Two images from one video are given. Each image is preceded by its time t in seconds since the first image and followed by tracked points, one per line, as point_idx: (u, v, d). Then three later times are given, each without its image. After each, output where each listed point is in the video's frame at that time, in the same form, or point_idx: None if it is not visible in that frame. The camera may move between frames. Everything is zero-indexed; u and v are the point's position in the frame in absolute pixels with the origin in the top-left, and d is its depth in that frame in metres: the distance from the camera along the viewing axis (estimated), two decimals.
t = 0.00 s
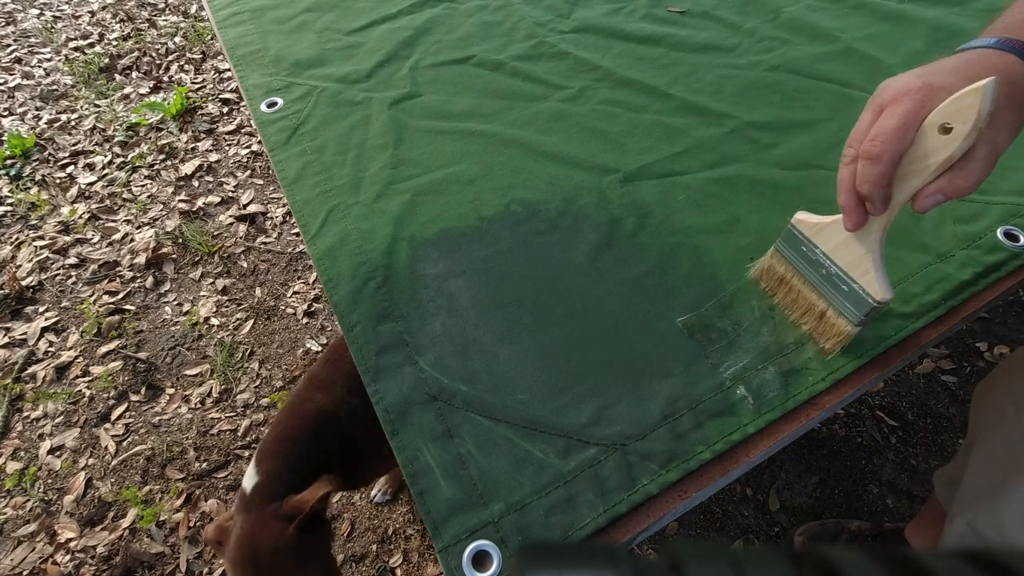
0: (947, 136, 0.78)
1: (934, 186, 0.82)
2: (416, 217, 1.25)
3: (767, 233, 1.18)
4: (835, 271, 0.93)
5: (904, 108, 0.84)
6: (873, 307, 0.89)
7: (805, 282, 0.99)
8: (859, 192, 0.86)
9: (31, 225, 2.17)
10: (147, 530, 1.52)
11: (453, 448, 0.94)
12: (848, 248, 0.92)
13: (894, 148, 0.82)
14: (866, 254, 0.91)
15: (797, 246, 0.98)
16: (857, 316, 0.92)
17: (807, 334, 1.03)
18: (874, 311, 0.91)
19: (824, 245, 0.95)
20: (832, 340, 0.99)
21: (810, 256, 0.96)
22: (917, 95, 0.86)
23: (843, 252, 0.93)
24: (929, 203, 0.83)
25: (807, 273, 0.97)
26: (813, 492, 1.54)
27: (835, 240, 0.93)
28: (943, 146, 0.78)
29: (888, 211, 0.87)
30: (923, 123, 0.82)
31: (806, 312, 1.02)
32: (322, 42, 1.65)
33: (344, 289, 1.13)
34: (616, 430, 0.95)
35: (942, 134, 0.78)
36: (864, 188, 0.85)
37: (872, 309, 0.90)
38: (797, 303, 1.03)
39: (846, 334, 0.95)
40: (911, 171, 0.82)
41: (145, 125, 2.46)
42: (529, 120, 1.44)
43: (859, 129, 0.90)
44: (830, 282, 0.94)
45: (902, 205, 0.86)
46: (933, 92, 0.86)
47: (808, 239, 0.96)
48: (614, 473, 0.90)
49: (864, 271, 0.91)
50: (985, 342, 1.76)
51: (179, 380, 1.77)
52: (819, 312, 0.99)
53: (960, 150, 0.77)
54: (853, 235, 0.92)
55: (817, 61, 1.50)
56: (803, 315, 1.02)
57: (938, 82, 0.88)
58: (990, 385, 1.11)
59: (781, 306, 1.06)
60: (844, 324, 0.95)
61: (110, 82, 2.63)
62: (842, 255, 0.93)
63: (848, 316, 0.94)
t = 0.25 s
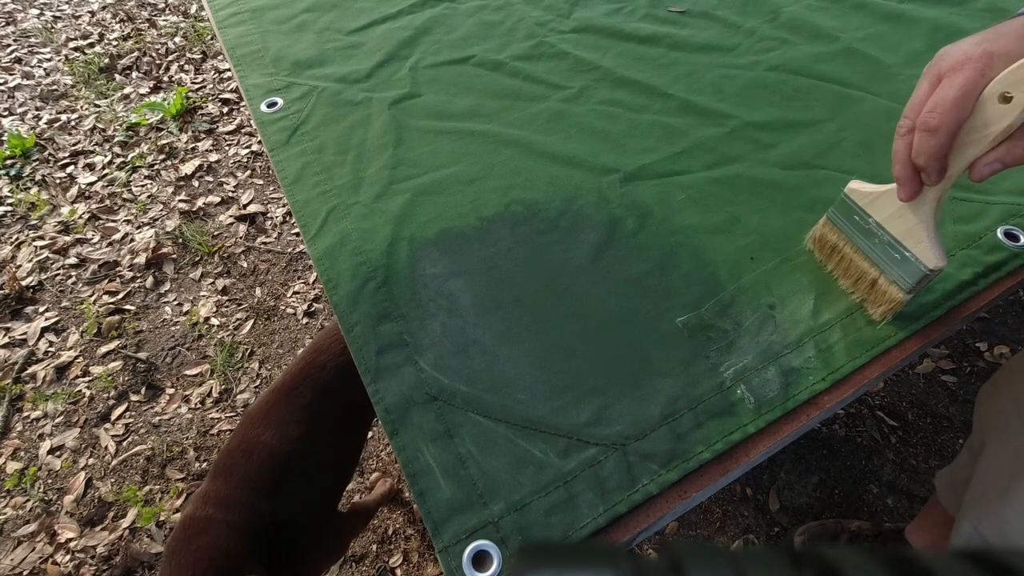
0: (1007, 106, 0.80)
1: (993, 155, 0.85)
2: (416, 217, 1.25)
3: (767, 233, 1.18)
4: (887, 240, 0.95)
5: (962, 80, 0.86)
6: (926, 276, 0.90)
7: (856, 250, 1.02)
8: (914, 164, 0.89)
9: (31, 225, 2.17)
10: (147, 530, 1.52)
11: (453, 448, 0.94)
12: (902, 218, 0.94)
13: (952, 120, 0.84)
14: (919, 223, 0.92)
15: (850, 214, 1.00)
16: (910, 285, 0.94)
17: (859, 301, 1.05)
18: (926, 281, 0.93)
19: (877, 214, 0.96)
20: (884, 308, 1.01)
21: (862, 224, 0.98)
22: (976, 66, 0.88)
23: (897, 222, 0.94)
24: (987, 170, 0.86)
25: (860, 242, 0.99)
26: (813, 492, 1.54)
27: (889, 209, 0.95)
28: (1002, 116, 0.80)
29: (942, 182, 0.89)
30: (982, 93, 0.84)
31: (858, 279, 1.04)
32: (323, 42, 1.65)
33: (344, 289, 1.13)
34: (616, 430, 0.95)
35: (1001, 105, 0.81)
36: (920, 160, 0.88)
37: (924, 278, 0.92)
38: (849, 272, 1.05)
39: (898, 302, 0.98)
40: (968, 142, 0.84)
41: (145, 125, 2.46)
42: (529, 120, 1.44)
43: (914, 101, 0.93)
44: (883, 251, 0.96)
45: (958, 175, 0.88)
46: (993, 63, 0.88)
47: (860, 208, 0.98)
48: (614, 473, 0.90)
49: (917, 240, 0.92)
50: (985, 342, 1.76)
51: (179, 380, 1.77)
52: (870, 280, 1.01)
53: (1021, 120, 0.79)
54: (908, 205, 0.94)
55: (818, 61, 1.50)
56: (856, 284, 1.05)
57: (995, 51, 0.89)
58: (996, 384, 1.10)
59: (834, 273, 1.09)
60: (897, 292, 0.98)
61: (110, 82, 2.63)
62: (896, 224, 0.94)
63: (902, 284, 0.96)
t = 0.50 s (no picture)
0: (958, 177, 0.78)
1: (935, 232, 0.82)
2: (416, 218, 1.25)
3: (767, 233, 1.18)
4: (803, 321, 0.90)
5: (910, 145, 0.83)
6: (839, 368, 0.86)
7: (759, 333, 0.96)
8: (850, 231, 0.84)
9: (31, 225, 2.17)
10: (147, 529, 1.52)
11: (453, 448, 0.94)
12: (820, 298, 0.90)
13: (899, 186, 0.81)
14: (838, 304, 0.89)
15: (764, 289, 0.95)
16: (814, 376, 0.90)
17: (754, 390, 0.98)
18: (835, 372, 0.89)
19: (794, 291, 0.92)
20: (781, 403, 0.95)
21: (774, 301, 0.93)
22: (924, 132, 0.84)
23: (813, 303, 0.90)
24: (923, 249, 0.83)
25: (768, 322, 0.94)
26: (813, 492, 1.54)
27: (806, 288, 0.91)
28: (952, 188, 0.78)
29: (870, 261, 0.85)
30: (929, 161, 0.82)
31: (758, 365, 0.97)
32: (322, 42, 1.65)
33: (344, 289, 1.13)
34: (616, 430, 0.95)
35: (951, 175, 0.78)
36: (856, 228, 0.83)
37: (833, 368, 0.88)
38: (751, 355, 0.98)
39: (801, 398, 0.91)
40: (913, 213, 0.81)
41: (145, 125, 2.46)
42: (529, 120, 1.43)
43: (854, 163, 0.88)
44: (795, 332, 0.91)
45: (888, 253, 0.85)
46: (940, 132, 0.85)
47: (775, 282, 0.93)
48: (614, 473, 0.90)
49: (834, 324, 0.88)
50: (985, 342, 1.76)
51: (179, 380, 1.77)
52: (773, 368, 0.95)
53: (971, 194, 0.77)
54: (828, 284, 0.90)
55: (818, 61, 1.50)
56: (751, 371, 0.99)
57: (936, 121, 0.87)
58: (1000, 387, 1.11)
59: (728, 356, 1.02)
60: (800, 384, 0.92)
61: (110, 82, 2.63)
62: (813, 305, 0.90)
63: (805, 375, 0.91)
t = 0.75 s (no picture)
0: (970, 192, 0.75)
1: (947, 240, 0.79)
2: (416, 218, 1.25)
3: (767, 233, 1.18)
4: (824, 312, 0.92)
5: (924, 158, 0.80)
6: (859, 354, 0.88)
7: (787, 317, 0.97)
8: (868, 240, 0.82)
9: (31, 225, 2.17)
10: (147, 529, 1.52)
11: (453, 448, 0.94)
12: (843, 291, 0.91)
13: (914, 201, 0.78)
14: (861, 298, 0.89)
15: (789, 280, 0.96)
16: (839, 363, 0.91)
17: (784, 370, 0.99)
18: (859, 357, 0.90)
19: (817, 283, 0.93)
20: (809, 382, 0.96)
21: (801, 292, 0.95)
22: (939, 146, 0.81)
23: (836, 294, 0.91)
24: (938, 256, 0.81)
25: (795, 312, 0.95)
26: (813, 492, 1.54)
27: (829, 281, 0.92)
28: (965, 202, 0.75)
29: (892, 262, 0.84)
30: (945, 173, 0.78)
31: (786, 347, 0.99)
32: (322, 42, 1.65)
33: (344, 289, 1.13)
34: (616, 430, 0.95)
35: (964, 189, 0.75)
36: (876, 238, 0.81)
37: (857, 355, 0.89)
38: (777, 338, 1.00)
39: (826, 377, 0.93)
40: (928, 223, 0.79)
41: (145, 125, 2.46)
42: (529, 120, 1.44)
43: (869, 173, 0.85)
44: (818, 321, 0.93)
45: (906, 257, 0.83)
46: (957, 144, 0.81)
47: (800, 275, 0.95)
48: (614, 473, 0.91)
49: (856, 316, 0.89)
50: (985, 342, 1.76)
51: (179, 379, 1.77)
52: (801, 351, 0.97)
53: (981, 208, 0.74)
54: (851, 278, 0.90)
55: (818, 61, 1.50)
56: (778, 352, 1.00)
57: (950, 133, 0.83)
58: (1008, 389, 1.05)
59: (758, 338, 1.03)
60: (826, 367, 0.93)
61: (110, 82, 2.63)
62: (836, 297, 0.91)
63: (830, 361, 0.92)
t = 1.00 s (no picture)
0: None
1: None
2: (416, 218, 1.25)
3: (767, 233, 1.18)
4: (900, 277, 0.95)
5: (1007, 126, 0.85)
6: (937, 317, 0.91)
7: (860, 284, 1.00)
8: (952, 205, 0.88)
9: (31, 225, 2.17)
10: (147, 529, 1.52)
11: (453, 448, 0.94)
12: (921, 256, 0.94)
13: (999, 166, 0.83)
14: (939, 263, 0.92)
15: (863, 247, 0.99)
16: (915, 325, 0.94)
17: (855, 336, 1.02)
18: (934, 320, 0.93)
19: (895, 249, 0.96)
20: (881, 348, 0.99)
21: (876, 259, 0.98)
22: None
23: (913, 261, 0.95)
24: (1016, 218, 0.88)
25: (869, 278, 0.98)
26: (813, 492, 1.55)
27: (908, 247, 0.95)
28: None
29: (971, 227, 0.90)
30: None
31: (858, 313, 1.01)
32: (322, 42, 1.65)
33: (344, 289, 1.14)
34: (616, 430, 0.95)
35: None
36: (959, 203, 0.87)
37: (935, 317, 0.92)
38: (849, 305, 1.02)
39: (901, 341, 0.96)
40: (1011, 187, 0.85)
41: (145, 125, 2.46)
42: (530, 120, 1.44)
43: (951, 141, 0.90)
44: (894, 286, 0.96)
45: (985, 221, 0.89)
46: None
47: (876, 242, 0.98)
48: (614, 473, 0.91)
49: (933, 279, 0.93)
50: (985, 342, 1.76)
51: (179, 379, 1.77)
52: (874, 316, 0.99)
53: None
54: (930, 244, 0.94)
55: (818, 61, 1.50)
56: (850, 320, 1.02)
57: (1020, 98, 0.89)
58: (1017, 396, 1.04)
59: (830, 306, 1.06)
60: (900, 331, 0.96)
61: (110, 82, 2.63)
62: (913, 263, 0.95)
63: (906, 324, 0.95)
